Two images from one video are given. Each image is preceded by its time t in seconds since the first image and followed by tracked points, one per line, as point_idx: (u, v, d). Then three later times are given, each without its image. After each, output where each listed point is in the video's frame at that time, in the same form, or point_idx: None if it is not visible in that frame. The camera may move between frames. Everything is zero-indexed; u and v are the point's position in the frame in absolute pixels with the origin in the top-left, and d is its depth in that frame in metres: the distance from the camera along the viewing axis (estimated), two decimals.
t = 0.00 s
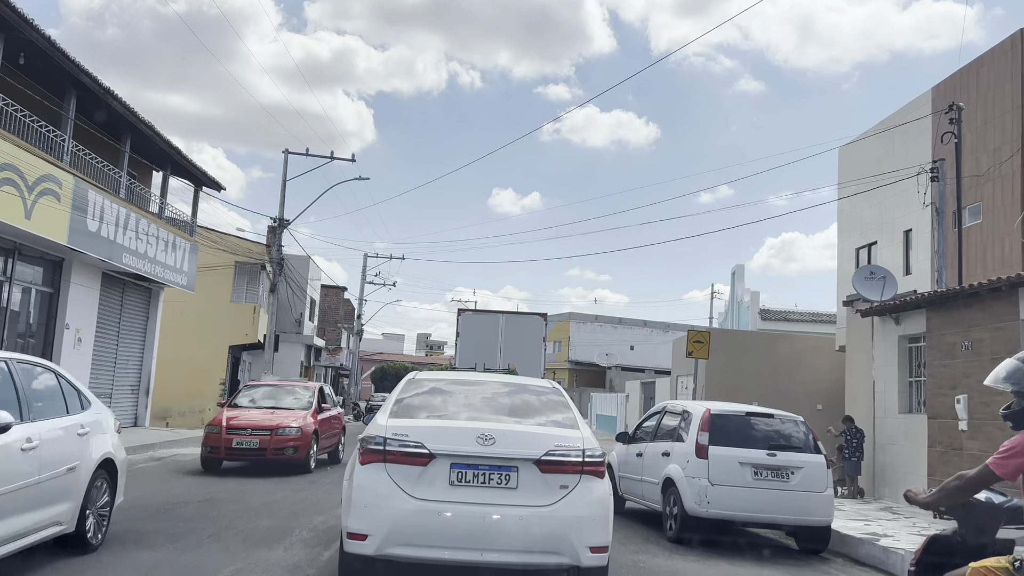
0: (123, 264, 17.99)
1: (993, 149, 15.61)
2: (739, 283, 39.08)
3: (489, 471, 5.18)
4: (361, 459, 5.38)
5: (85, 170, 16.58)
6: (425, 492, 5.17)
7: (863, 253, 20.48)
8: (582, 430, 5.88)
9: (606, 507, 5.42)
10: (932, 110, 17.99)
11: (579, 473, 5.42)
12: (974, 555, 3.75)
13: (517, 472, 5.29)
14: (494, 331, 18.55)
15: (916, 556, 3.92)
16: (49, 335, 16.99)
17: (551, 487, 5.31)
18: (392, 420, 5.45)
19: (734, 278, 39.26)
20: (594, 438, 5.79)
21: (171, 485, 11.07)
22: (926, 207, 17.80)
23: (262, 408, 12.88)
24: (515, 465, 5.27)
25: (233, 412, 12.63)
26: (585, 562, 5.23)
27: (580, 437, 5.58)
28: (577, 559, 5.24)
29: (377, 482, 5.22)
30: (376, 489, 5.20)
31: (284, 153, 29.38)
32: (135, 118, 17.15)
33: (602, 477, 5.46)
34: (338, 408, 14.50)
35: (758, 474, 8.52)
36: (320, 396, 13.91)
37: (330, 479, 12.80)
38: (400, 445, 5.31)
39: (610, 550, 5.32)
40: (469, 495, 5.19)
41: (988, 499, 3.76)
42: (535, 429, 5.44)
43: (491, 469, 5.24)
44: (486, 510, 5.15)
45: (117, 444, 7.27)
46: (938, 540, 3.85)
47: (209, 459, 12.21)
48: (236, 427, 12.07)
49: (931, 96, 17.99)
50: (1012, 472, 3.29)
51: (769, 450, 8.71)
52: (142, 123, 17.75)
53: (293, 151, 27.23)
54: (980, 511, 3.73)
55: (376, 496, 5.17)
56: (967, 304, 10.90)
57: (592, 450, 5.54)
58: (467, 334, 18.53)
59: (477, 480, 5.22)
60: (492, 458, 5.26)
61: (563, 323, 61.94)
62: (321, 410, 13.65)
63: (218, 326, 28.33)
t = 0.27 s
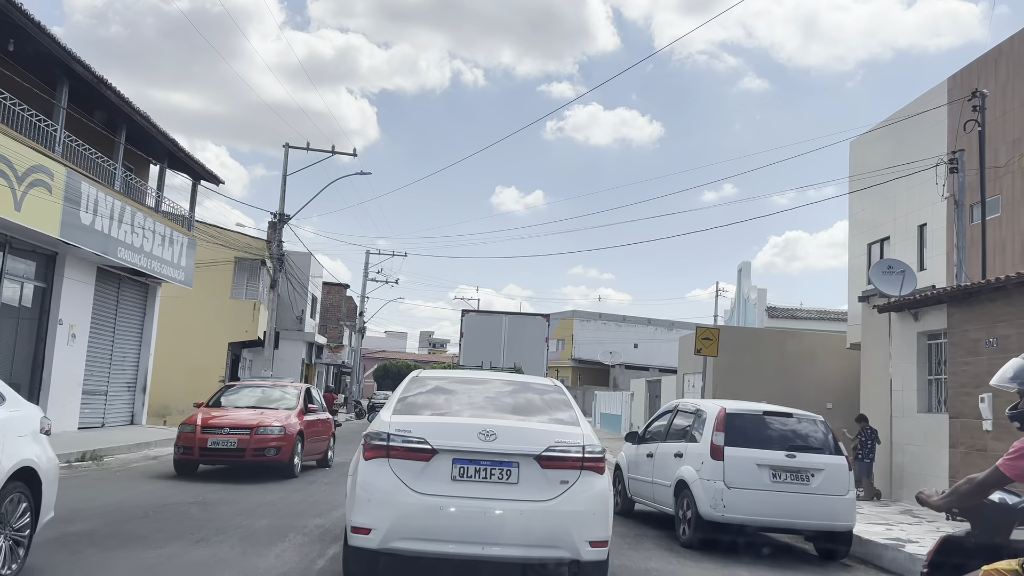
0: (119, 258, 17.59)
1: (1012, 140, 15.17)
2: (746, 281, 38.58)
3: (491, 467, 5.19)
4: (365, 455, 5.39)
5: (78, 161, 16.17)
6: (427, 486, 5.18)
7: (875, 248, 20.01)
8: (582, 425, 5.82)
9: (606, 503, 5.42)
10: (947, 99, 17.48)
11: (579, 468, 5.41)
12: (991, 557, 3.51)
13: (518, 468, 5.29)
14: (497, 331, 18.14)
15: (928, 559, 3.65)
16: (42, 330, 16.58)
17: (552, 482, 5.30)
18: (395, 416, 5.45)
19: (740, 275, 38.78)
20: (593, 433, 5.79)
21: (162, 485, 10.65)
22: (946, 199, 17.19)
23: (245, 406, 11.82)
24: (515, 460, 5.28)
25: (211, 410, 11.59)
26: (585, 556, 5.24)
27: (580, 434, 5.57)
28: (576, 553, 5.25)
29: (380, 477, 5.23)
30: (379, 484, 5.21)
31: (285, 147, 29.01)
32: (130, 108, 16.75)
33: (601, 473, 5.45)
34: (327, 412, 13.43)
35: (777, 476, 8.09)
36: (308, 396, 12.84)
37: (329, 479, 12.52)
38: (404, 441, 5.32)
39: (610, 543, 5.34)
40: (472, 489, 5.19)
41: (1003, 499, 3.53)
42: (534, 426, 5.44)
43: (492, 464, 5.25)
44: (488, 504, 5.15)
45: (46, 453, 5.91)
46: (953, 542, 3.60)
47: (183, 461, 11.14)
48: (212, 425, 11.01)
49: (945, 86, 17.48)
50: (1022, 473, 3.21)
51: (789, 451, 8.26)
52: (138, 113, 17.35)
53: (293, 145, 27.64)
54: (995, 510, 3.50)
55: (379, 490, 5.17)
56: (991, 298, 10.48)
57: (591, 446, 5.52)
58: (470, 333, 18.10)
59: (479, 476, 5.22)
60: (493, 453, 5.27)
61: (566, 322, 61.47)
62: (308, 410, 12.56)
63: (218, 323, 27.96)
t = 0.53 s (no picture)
0: (114, 253, 17.19)
1: None
2: (752, 278, 38.11)
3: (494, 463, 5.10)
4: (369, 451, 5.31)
5: (71, 153, 15.76)
6: (431, 483, 5.11)
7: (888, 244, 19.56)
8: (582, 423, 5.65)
9: (607, 499, 5.33)
10: (964, 89, 17.04)
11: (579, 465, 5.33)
12: (1004, 559, 3.81)
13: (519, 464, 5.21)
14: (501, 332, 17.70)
15: (948, 560, 3.97)
16: (34, 326, 16.17)
17: (552, 479, 5.22)
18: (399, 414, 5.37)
19: (746, 273, 38.30)
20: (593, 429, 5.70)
21: (154, 485, 10.23)
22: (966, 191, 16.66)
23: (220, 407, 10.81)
24: (517, 457, 5.19)
25: (182, 411, 10.53)
26: (586, 552, 5.16)
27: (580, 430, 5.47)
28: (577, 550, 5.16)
29: (384, 475, 5.15)
30: (382, 481, 5.12)
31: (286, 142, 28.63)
32: (125, 99, 16.35)
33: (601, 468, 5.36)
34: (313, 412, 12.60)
35: (798, 480, 7.65)
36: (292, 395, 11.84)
37: (329, 480, 12.20)
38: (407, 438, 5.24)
39: (610, 540, 5.24)
40: (474, 486, 5.11)
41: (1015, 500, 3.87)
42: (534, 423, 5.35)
43: (494, 460, 5.17)
44: (490, 501, 5.07)
45: None
46: (965, 543, 3.93)
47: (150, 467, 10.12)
48: (182, 429, 9.96)
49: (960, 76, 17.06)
50: None
51: (810, 453, 7.82)
52: (133, 105, 16.94)
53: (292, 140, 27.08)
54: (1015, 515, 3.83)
55: (382, 487, 5.09)
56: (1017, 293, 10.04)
57: (591, 443, 5.42)
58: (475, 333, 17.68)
59: (481, 472, 5.14)
60: (495, 450, 5.19)
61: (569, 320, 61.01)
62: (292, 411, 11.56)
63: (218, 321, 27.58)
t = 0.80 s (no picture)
0: (109, 249, 16.78)
1: None
2: (759, 276, 37.63)
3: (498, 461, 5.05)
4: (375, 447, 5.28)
5: (65, 145, 15.37)
6: (436, 479, 5.06)
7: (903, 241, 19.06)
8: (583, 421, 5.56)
9: (607, 495, 5.27)
10: (982, 79, 16.57)
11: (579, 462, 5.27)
12: (1008, 560, 3.93)
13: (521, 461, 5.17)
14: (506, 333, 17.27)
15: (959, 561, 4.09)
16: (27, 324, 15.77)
17: (553, 475, 5.17)
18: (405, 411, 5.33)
19: (754, 271, 37.82)
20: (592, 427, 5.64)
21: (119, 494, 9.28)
22: (987, 183, 16.16)
23: (190, 406, 9.75)
24: (519, 453, 5.14)
25: (144, 411, 9.39)
26: (587, 547, 5.11)
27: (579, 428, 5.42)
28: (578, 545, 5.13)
29: (389, 472, 5.10)
30: (387, 478, 5.08)
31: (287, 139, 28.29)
32: (120, 91, 15.96)
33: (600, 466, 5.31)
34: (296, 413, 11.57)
35: (821, 484, 7.20)
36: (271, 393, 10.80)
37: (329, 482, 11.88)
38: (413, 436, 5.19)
39: (610, 534, 5.19)
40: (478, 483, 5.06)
41: None
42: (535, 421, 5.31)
43: (497, 457, 5.12)
44: (493, 497, 5.03)
45: None
46: (978, 545, 4.04)
47: (105, 473, 8.97)
48: (142, 431, 8.82)
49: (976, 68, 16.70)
50: None
51: (834, 456, 7.36)
52: (129, 97, 16.54)
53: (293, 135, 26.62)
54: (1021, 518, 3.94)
55: (387, 484, 5.05)
56: None
57: (591, 441, 5.37)
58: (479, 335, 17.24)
59: (484, 469, 5.09)
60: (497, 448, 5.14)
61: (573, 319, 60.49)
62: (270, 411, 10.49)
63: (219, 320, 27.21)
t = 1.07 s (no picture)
0: (105, 245, 16.35)
1: None
2: (767, 275, 37.14)
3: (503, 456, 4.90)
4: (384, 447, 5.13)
5: (57, 138, 14.97)
6: (443, 476, 4.91)
7: (917, 238, 18.62)
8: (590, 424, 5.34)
9: (610, 494, 5.09)
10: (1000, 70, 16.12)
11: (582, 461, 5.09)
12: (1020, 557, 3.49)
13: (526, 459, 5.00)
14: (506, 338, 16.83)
15: (957, 559, 3.64)
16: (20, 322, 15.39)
17: (556, 473, 5.00)
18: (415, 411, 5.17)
19: (761, 270, 37.33)
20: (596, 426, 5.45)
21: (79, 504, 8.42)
22: (1006, 177, 15.69)
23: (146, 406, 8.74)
24: (522, 451, 4.98)
25: (86, 412, 8.29)
26: (588, 543, 4.93)
27: (583, 427, 5.24)
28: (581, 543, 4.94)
29: (398, 471, 4.95)
30: (396, 475, 4.94)
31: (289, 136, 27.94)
32: (115, 83, 15.57)
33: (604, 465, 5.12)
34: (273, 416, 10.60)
35: (848, 490, 6.77)
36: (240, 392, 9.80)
37: (328, 484, 11.54)
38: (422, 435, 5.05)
39: (611, 530, 5.01)
40: (483, 480, 4.90)
41: None
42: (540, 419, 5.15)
43: (502, 454, 4.96)
44: (499, 492, 4.87)
45: None
46: (979, 543, 3.60)
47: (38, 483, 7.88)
48: (83, 434, 7.77)
49: (995, 58, 16.07)
50: None
51: (861, 460, 6.93)
52: (125, 89, 16.14)
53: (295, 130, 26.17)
54: None
55: (395, 481, 4.91)
56: None
57: (596, 442, 5.19)
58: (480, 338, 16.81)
59: (489, 467, 4.94)
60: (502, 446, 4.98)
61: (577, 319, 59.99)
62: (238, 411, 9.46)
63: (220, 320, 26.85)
